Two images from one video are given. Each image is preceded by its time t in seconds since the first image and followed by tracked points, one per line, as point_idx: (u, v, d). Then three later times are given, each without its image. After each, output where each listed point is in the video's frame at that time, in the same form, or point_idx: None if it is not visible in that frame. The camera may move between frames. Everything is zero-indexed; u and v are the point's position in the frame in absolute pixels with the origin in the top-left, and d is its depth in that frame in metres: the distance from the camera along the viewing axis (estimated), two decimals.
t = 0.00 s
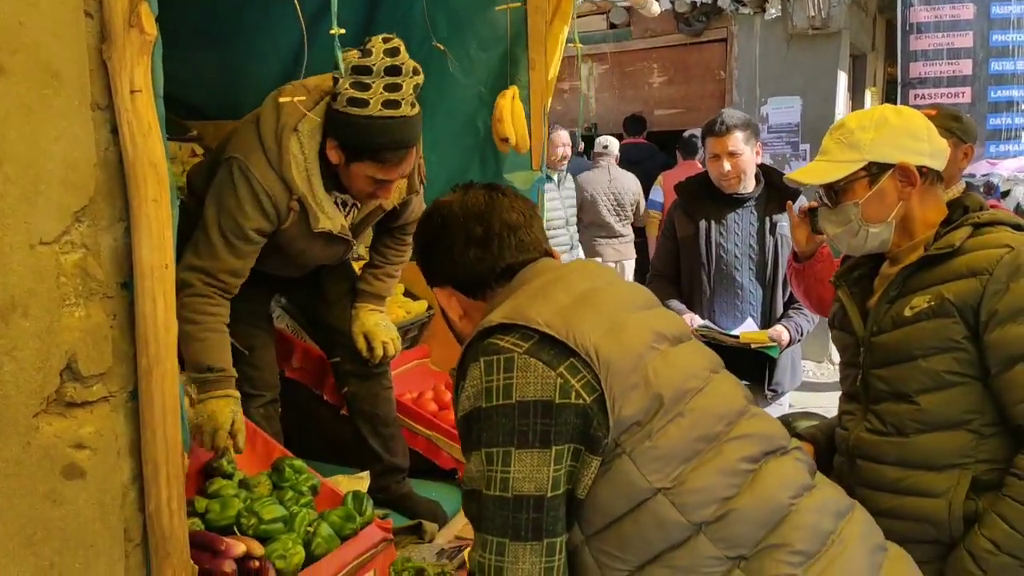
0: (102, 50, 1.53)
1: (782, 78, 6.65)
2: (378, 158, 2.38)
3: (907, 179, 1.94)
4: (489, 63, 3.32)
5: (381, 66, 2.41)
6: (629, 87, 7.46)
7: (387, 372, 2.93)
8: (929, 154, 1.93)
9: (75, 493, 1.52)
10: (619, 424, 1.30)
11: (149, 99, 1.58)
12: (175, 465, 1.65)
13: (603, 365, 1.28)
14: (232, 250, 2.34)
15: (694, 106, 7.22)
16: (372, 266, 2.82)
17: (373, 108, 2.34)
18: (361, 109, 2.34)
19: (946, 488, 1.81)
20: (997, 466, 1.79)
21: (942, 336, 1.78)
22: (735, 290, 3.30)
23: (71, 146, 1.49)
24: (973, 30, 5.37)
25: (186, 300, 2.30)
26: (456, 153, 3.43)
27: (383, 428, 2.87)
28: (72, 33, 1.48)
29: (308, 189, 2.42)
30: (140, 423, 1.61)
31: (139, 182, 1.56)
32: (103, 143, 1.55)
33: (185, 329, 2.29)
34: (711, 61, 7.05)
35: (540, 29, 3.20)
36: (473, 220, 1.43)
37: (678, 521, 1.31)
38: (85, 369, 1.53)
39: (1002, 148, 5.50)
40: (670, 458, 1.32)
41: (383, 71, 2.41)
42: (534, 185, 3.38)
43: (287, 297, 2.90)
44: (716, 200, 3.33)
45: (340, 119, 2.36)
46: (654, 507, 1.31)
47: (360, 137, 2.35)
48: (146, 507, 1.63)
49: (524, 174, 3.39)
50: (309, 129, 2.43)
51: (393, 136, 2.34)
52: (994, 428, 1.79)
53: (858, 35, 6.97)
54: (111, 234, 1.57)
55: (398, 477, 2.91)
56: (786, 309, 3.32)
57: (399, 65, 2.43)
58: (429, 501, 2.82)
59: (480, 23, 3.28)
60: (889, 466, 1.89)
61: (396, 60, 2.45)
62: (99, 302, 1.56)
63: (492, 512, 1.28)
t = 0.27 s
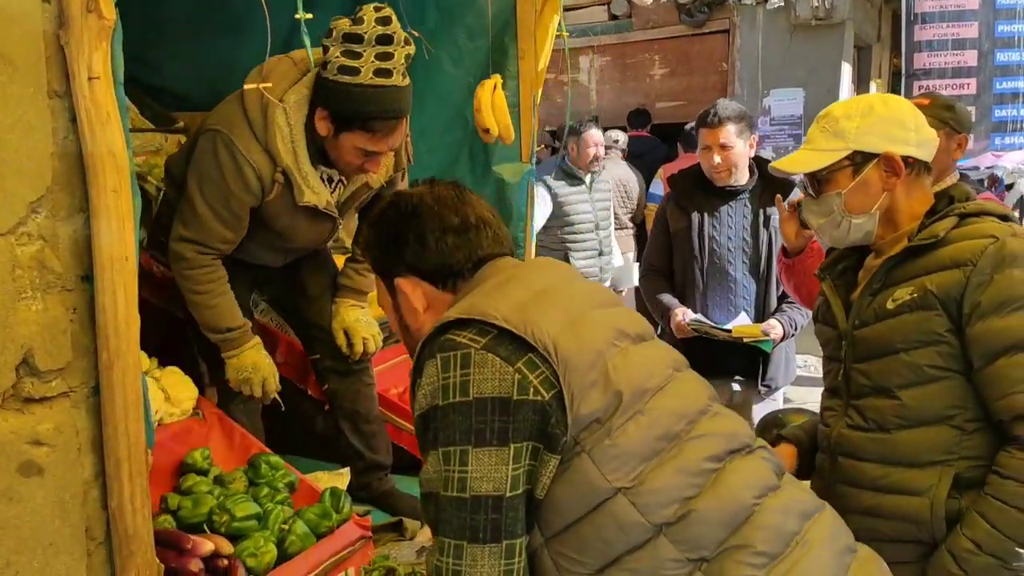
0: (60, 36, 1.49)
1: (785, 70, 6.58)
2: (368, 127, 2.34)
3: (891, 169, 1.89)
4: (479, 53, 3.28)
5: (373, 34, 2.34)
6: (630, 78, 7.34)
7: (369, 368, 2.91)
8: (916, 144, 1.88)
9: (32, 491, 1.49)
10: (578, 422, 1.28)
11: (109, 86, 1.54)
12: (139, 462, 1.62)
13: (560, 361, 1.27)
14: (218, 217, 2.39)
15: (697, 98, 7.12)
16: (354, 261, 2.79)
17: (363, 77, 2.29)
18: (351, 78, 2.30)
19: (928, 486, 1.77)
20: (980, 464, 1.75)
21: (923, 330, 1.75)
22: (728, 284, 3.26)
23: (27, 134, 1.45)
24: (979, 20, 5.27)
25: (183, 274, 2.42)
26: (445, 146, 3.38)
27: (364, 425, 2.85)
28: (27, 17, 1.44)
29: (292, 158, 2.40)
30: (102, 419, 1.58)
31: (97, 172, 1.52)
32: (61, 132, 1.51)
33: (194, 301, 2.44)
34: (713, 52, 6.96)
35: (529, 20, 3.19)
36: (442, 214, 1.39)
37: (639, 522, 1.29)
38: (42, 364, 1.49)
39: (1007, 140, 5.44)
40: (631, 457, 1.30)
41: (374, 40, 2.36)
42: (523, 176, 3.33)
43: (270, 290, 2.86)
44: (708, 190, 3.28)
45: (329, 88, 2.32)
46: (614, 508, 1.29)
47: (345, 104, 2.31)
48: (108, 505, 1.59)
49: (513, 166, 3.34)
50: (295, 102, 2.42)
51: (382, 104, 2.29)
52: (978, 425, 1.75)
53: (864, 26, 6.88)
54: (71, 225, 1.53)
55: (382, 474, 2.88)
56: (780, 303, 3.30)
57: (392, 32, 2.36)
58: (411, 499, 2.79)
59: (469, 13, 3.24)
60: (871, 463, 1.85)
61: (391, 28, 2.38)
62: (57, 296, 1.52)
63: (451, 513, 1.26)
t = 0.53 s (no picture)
0: (32, 23, 1.46)
1: (793, 64, 6.49)
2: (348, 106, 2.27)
3: (861, 160, 1.89)
4: (474, 46, 3.27)
5: (377, 19, 2.29)
6: (636, 74, 7.29)
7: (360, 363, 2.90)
8: (891, 136, 1.84)
9: (3, 484, 1.47)
10: (546, 413, 1.30)
11: (83, 74, 1.51)
12: (114, 456, 1.60)
13: (528, 351, 1.29)
14: (219, 199, 2.35)
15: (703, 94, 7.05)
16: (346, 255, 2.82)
17: (355, 55, 2.22)
18: (343, 53, 2.23)
19: (916, 482, 1.75)
20: (968, 460, 1.73)
21: (909, 322, 1.74)
22: (727, 279, 3.23)
23: None
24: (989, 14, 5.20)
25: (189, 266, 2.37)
26: (439, 138, 3.39)
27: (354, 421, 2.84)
28: None
29: (289, 139, 2.37)
30: (76, 413, 1.56)
31: (69, 163, 1.50)
32: (35, 122, 1.49)
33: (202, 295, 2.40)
34: (721, 47, 6.91)
35: (524, 13, 3.15)
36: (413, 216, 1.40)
37: (608, 513, 1.30)
38: (14, 356, 1.47)
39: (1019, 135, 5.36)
40: (599, 447, 1.31)
41: (377, 23, 2.28)
42: (519, 171, 3.32)
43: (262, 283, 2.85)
44: (706, 185, 3.25)
45: (322, 62, 2.26)
46: (583, 499, 1.30)
47: (332, 80, 2.25)
48: (83, 499, 1.58)
49: (508, 160, 3.32)
50: (293, 82, 2.37)
51: (364, 90, 2.22)
52: (966, 420, 1.73)
53: (873, 20, 6.81)
54: (44, 215, 1.51)
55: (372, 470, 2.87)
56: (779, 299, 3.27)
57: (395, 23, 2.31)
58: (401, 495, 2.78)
59: (464, 7, 3.22)
60: (858, 459, 1.84)
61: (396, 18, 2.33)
62: (29, 287, 1.49)
63: (419, 508, 1.26)
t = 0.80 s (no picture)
0: (12, 19, 1.43)
1: (804, 65, 6.42)
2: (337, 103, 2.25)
3: (874, 155, 1.86)
4: (473, 46, 3.38)
5: (381, 20, 2.25)
6: (645, 75, 7.24)
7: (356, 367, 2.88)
8: (908, 131, 1.81)
9: None
10: (505, 423, 1.32)
11: (64, 71, 1.48)
12: (97, 461, 1.57)
13: (482, 363, 1.32)
14: (217, 202, 2.34)
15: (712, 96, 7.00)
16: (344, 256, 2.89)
17: (350, 52, 2.19)
18: (338, 48, 2.20)
19: (913, 492, 1.73)
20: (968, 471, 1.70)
21: (915, 326, 1.69)
22: (731, 281, 3.21)
23: None
24: (1003, 15, 5.12)
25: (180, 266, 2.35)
26: (441, 138, 3.55)
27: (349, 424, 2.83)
28: None
29: (287, 140, 2.36)
30: (58, 417, 1.53)
31: (50, 161, 1.47)
32: (15, 119, 1.46)
33: (189, 298, 2.38)
34: (731, 49, 6.86)
35: (525, 13, 3.24)
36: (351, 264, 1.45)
37: (570, 519, 1.32)
38: None
39: None
40: (557, 455, 1.33)
41: (379, 24, 2.25)
42: (520, 171, 3.46)
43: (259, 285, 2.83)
44: (710, 187, 3.22)
45: (317, 56, 2.24)
46: (546, 507, 1.31)
47: (323, 73, 2.22)
48: (65, 504, 1.55)
49: (510, 161, 3.46)
50: (291, 79, 2.37)
51: (353, 89, 2.19)
52: (969, 430, 1.69)
53: (886, 22, 6.73)
54: (25, 215, 1.48)
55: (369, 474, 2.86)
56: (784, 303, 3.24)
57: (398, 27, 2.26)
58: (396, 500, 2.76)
59: (464, 7, 3.34)
60: (858, 465, 1.81)
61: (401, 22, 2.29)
62: (10, 289, 1.46)
63: (386, 526, 1.23)
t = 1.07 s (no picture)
0: (15, 23, 1.44)
1: (813, 71, 6.40)
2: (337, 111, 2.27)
3: (904, 150, 1.83)
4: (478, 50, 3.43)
5: (380, 26, 2.32)
6: (654, 81, 7.25)
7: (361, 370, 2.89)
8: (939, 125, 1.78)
9: None
10: (485, 420, 1.34)
11: (66, 74, 1.49)
12: (97, 462, 1.57)
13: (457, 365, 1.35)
14: (216, 204, 2.36)
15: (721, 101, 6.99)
16: (348, 261, 2.95)
17: (348, 56, 2.23)
18: (337, 53, 2.24)
19: (912, 503, 1.71)
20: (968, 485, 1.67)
21: (927, 332, 1.66)
22: (736, 286, 3.19)
23: None
24: (1014, 21, 5.09)
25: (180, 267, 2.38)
26: (446, 142, 3.61)
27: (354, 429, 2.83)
28: None
29: (286, 142, 2.38)
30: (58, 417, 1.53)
31: (52, 162, 1.48)
32: (17, 122, 1.47)
33: (191, 299, 2.41)
34: (740, 55, 6.85)
35: (532, 13, 3.24)
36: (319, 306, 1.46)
37: (554, 509, 1.32)
38: None
39: None
40: (537, 449, 1.35)
41: (378, 32, 2.31)
42: (525, 175, 3.46)
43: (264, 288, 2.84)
44: (715, 193, 3.22)
45: (318, 61, 2.27)
46: (529, 500, 1.31)
47: (320, 77, 2.25)
48: (65, 505, 1.55)
49: (514, 165, 3.47)
50: (292, 83, 2.38)
51: (348, 95, 2.22)
52: (973, 443, 1.66)
53: (896, 28, 6.70)
54: (27, 217, 1.49)
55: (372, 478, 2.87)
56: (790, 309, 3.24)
57: (397, 35, 2.33)
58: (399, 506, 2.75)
59: (469, 12, 3.40)
60: (863, 470, 1.80)
61: (401, 30, 2.35)
62: (10, 290, 1.47)
63: (376, 530, 1.22)
